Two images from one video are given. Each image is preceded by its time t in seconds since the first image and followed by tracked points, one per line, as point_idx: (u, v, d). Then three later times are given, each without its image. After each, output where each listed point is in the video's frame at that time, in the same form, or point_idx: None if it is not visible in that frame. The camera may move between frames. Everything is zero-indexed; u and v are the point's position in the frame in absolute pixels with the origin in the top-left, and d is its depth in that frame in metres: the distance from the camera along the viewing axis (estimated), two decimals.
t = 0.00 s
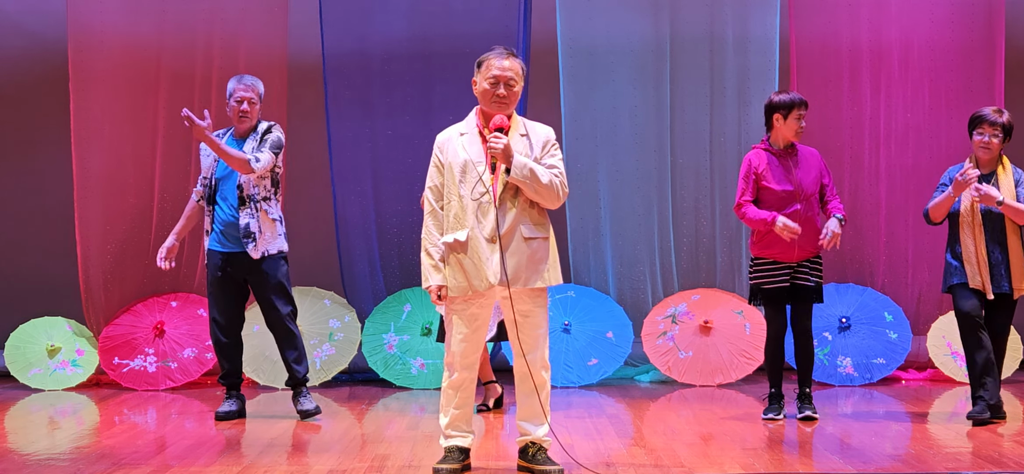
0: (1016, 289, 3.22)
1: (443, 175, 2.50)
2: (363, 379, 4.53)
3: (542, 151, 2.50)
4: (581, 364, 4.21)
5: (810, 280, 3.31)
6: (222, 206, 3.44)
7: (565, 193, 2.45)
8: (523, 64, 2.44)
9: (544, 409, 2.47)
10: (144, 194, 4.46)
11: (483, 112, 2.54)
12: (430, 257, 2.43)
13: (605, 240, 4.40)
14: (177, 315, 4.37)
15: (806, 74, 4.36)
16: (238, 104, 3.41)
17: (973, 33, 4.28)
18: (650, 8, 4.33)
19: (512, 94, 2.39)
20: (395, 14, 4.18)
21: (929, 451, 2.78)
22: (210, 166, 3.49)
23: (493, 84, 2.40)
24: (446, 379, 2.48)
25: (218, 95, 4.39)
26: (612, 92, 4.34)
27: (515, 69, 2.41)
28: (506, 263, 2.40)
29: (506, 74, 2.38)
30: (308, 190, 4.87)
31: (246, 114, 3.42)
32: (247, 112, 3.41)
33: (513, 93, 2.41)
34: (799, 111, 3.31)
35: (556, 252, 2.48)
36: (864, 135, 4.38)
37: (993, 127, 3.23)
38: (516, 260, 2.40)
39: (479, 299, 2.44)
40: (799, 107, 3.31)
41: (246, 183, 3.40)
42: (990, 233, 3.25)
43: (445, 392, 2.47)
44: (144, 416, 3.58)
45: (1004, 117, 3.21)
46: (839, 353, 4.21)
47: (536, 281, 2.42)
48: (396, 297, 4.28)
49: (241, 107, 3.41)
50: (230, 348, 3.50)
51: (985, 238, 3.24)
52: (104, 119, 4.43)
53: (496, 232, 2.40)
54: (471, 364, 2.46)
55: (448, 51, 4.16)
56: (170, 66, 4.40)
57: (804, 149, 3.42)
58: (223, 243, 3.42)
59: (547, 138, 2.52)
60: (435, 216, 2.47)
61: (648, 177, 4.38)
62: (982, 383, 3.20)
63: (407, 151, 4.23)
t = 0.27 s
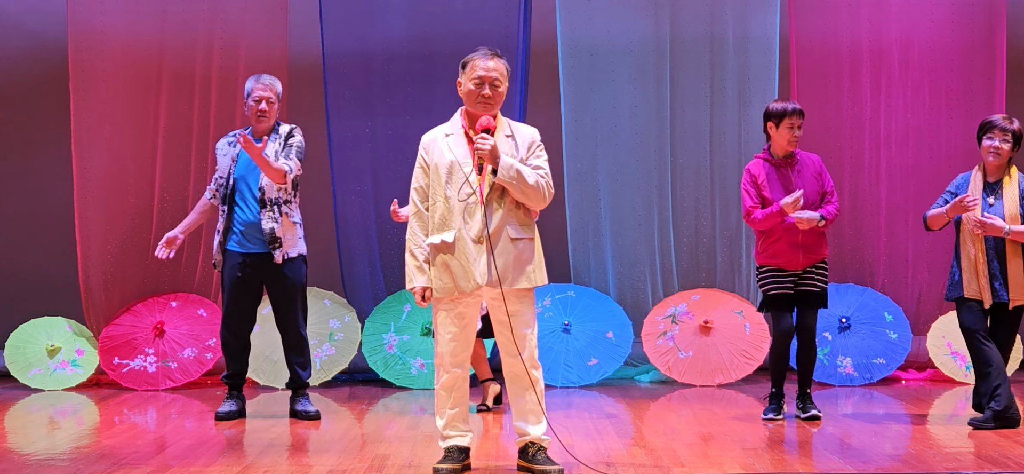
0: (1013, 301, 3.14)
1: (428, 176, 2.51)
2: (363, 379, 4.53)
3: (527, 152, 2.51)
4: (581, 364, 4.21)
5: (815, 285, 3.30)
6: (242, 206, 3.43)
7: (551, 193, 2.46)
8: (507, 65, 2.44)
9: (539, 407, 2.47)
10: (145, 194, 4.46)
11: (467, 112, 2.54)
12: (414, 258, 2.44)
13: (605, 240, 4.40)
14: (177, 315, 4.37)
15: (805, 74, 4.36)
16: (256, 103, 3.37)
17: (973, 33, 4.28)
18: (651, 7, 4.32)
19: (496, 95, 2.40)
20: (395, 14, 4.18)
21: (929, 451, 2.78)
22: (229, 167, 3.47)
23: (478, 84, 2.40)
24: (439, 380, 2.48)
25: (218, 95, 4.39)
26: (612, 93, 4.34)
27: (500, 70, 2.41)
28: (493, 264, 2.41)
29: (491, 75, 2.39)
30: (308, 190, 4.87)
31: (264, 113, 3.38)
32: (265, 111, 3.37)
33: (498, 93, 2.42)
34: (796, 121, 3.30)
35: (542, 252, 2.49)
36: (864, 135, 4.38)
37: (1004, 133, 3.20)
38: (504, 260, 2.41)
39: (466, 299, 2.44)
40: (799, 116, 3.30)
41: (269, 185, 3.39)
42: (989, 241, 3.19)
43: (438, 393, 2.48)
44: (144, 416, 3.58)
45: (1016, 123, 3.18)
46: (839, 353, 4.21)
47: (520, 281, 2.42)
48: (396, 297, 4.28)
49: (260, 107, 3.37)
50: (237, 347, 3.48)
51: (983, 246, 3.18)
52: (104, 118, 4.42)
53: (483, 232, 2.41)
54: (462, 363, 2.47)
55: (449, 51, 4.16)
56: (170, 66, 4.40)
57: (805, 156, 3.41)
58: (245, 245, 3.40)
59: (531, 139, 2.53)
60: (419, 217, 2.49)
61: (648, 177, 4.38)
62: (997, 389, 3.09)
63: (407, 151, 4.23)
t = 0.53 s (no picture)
0: (1005, 297, 3.09)
1: (418, 177, 2.51)
2: (363, 379, 4.53)
3: (516, 154, 2.52)
4: (581, 364, 4.21)
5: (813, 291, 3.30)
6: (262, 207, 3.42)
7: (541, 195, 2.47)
8: (496, 66, 2.45)
9: (534, 405, 2.47)
10: (145, 194, 4.46)
11: (456, 113, 2.54)
12: (403, 260, 2.45)
13: (605, 240, 4.40)
14: (177, 315, 4.36)
15: (805, 74, 4.36)
16: (277, 103, 3.39)
17: (973, 33, 4.28)
18: (650, 7, 4.32)
19: (486, 96, 2.40)
20: (395, 14, 4.18)
21: (929, 451, 2.78)
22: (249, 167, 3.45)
23: (468, 86, 2.41)
24: (434, 381, 2.49)
25: (218, 95, 4.39)
26: (611, 93, 4.35)
27: (489, 72, 2.41)
28: (484, 265, 2.41)
29: (481, 76, 2.39)
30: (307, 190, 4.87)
31: (285, 114, 3.40)
32: (286, 113, 3.40)
33: (488, 95, 2.42)
34: (783, 125, 3.32)
35: (531, 254, 2.50)
36: (864, 135, 4.38)
37: (1014, 127, 3.14)
38: (495, 261, 2.41)
39: (456, 299, 2.45)
40: (787, 119, 3.31)
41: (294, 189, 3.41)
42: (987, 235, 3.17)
43: (434, 394, 2.48)
44: (144, 416, 3.58)
45: None
46: (839, 353, 4.21)
47: (510, 283, 2.42)
48: (396, 297, 4.29)
49: (280, 107, 3.39)
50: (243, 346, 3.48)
51: (980, 240, 3.17)
52: (104, 118, 4.42)
53: (474, 233, 2.41)
54: (457, 362, 2.48)
55: (448, 51, 4.16)
56: (170, 66, 4.40)
57: (802, 159, 3.37)
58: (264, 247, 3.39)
59: (520, 141, 2.54)
60: (409, 218, 2.49)
61: (648, 177, 4.38)
62: (995, 393, 3.09)
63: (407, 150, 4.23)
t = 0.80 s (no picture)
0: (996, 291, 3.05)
1: (416, 178, 2.50)
2: (363, 379, 4.54)
3: (513, 152, 2.53)
4: (581, 364, 4.22)
5: (802, 281, 3.27)
6: (270, 209, 3.43)
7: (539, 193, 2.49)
8: (491, 66, 2.45)
9: (532, 404, 2.48)
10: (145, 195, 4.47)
11: (452, 113, 2.55)
12: (403, 261, 2.45)
13: (604, 240, 4.40)
14: (177, 315, 4.36)
15: (805, 74, 4.36)
16: (288, 108, 3.39)
17: (972, 33, 4.28)
18: (650, 7, 4.32)
19: (483, 96, 2.41)
20: (395, 13, 4.18)
21: (929, 451, 2.78)
22: (257, 169, 3.45)
23: (464, 86, 2.42)
24: (434, 382, 2.49)
25: (218, 95, 4.39)
26: (611, 93, 4.35)
27: (485, 72, 2.42)
28: (485, 264, 2.41)
29: (477, 76, 2.40)
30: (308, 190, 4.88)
31: (295, 119, 3.41)
32: (297, 118, 3.41)
33: (484, 95, 2.44)
34: (776, 112, 3.33)
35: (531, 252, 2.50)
36: (864, 135, 4.39)
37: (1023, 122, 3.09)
38: (496, 260, 2.42)
39: (457, 299, 2.45)
40: (781, 105, 3.32)
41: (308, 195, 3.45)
42: (983, 229, 3.13)
43: (434, 394, 2.49)
44: (144, 417, 3.58)
45: None
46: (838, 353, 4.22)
47: (512, 280, 2.43)
48: (396, 298, 4.29)
49: (291, 113, 3.40)
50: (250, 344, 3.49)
51: (975, 234, 3.14)
52: (104, 119, 4.43)
53: (474, 232, 2.42)
54: (457, 363, 2.48)
55: (448, 51, 4.16)
56: (170, 66, 4.40)
57: (799, 147, 3.33)
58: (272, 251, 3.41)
59: (516, 139, 2.54)
60: (407, 219, 2.48)
61: (649, 177, 4.39)
62: (996, 394, 3.10)
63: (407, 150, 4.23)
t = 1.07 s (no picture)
0: (993, 283, 3.04)
1: (417, 178, 2.49)
2: (363, 380, 4.54)
3: (515, 150, 2.52)
4: (581, 365, 4.20)
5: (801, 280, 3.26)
6: (266, 211, 3.45)
7: (542, 190, 2.48)
8: (491, 65, 2.44)
9: (533, 405, 2.46)
10: (144, 195, 4.46)
11: (452, 113, 2.54)
12: (408, 261, 2.44)
13: (605, 240, 4.39)
14: (177, 316, 4.34)
15: (806, 74, 4.35)
16: (285, 112, 3.42)
17: (973, 32, 4.27)
18: (651, 7, 4.31)
19: (484, 96, 2.40)
20: (395, 13, 4.17)
21: (930, 452, 2.78)
22: (251, 166, 3.43)
23: (465, 86, 2.41)
24: (435, 382, 2.48)
25: (217, 95, 4.38)
26: (612, 93, 4.34)
27: (485, 71, 2.41)
28: (489, 263, 2.40)
29: (477, 76, 2.39)
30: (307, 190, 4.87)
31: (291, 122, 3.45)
32: (292, 121, 3.45)
33: (484, 94, 2.42)
34: (780, 109, 3.32)
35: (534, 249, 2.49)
36: (864, 135, 4.38)
37: None
38: (500, 259, 2.41)
39: (460, 299, 2.44)
40: (785, 103, 3.30)
41: (303, 201, 3.52)
42: (979, 222, 3.11)
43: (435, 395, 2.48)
44: (143, 417, 3.58)
45: None
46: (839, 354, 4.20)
47: (516, 278, 2.41)
48: (396, 298, 4.27)
49: (288, 116, 3.44)
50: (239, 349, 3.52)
51: (972, 227, 3.13)
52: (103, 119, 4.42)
53: (478, 231, 2.41)
54: (458, 363, 2.47)
55: (448, 51, 4.15)
56: (169, 66, 4.39)
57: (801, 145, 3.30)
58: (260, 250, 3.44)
59: (517, 137, 2.53)
60: (410, 219, 2.47)
61: (649, 177, 4.38)
62: (997, 394, 3.10)
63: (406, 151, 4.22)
